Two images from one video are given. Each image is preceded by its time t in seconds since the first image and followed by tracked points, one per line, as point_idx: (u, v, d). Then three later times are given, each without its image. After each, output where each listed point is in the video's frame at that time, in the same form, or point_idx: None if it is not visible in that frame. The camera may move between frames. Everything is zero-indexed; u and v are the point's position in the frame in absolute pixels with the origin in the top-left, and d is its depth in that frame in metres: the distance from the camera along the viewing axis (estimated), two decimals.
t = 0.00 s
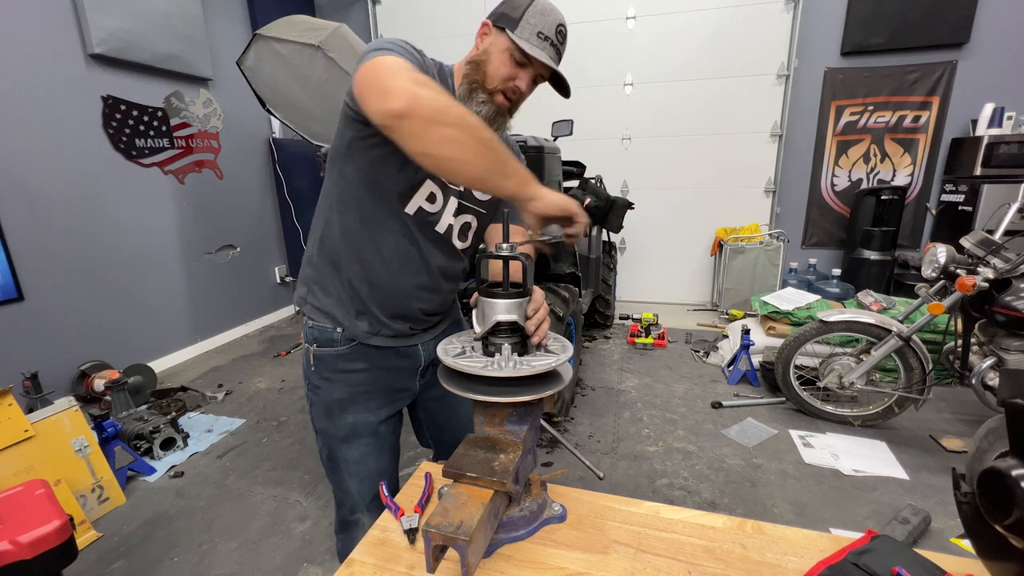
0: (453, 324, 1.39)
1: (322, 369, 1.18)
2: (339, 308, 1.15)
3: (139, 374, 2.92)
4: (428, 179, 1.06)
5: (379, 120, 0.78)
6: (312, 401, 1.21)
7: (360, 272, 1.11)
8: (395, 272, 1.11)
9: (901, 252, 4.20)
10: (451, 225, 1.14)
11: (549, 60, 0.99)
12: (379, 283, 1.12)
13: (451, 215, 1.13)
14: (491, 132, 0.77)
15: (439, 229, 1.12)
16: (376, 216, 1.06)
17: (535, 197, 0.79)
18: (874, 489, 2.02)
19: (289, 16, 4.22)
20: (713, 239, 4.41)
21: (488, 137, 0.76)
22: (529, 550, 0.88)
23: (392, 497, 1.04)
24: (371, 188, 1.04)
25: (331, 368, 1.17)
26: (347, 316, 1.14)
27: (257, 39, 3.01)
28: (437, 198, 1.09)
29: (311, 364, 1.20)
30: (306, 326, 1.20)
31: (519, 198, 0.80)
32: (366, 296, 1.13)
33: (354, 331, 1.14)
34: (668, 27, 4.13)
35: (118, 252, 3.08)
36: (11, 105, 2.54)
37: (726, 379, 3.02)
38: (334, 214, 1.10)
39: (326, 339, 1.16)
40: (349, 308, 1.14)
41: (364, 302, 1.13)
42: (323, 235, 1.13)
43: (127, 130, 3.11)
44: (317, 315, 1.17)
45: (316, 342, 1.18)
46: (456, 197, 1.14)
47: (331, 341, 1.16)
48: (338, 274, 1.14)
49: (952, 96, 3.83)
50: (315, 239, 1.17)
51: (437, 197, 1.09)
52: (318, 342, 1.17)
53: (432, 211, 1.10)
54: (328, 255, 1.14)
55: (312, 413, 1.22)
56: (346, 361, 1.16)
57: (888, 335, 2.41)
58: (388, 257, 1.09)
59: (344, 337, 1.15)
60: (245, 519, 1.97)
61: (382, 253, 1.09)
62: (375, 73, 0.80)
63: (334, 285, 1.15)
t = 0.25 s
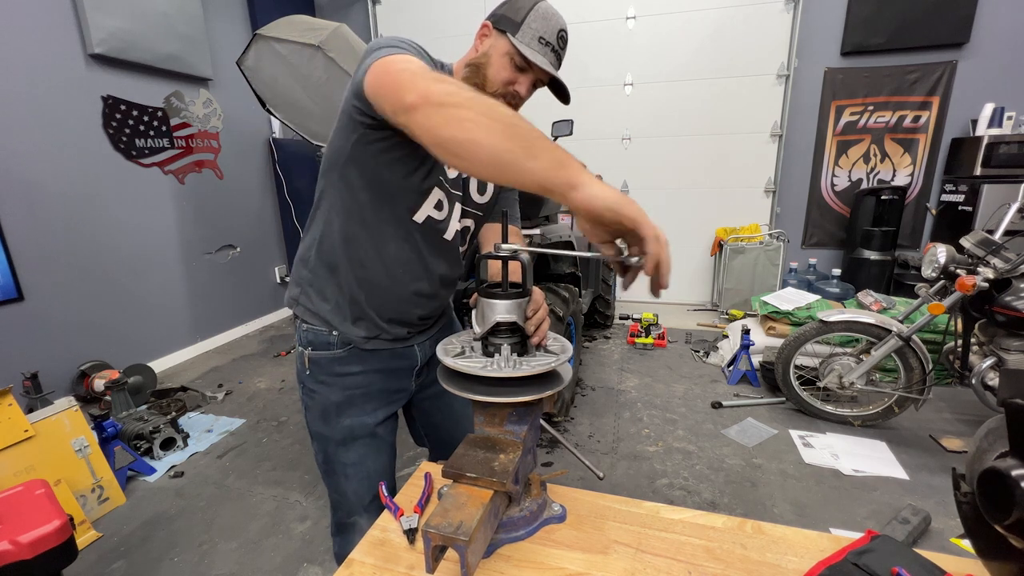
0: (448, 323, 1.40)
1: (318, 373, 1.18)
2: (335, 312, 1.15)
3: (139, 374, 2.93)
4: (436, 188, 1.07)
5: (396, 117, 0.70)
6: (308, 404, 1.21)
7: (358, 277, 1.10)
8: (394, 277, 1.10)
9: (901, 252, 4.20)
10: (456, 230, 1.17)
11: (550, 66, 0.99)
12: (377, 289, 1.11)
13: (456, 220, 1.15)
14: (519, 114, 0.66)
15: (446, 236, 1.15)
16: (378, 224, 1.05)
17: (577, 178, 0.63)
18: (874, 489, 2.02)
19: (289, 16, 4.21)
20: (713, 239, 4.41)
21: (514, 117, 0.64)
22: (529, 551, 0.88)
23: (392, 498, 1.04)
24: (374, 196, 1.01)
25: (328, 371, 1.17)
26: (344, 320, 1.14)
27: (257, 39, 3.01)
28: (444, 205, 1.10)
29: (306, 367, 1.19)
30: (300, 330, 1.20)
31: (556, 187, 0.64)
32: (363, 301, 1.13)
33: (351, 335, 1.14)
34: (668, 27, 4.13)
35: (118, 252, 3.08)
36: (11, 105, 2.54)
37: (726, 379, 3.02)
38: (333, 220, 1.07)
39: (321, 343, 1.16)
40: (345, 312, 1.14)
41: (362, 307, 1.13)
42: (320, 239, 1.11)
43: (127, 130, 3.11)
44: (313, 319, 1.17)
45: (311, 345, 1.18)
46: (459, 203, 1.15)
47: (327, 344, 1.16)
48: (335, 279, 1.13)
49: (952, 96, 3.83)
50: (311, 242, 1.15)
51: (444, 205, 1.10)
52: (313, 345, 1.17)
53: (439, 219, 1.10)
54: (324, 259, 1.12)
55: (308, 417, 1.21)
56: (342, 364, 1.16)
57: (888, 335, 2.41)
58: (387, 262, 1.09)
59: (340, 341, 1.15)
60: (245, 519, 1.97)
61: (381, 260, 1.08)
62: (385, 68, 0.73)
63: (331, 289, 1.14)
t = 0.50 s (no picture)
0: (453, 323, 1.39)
1: (323, 370, 1.19)
2: (339, 311, 1.15)
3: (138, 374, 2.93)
4: (423, 184, 1.10)
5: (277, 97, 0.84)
6: (312, 402, 1.22)
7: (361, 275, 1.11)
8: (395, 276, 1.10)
9: (901, 252, 4.20)
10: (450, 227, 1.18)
11: (550, 63, 1.01)
12: (380, 287, 1.11)
13: (449, 216, 1.17)
14: (333, 129, 0.75)
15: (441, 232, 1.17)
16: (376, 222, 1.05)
17: (365, 197, 0.72)
18: (874, 489, 2.02)
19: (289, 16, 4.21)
20: (713, 239, 4.41)
21: (323, 135, 0.74)
22: (529, 551, 0.88)
23: (392, 498, 1.04)
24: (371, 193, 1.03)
25: (332, 369, 1.18)
26: (347, 319, 1.14)
27: (257, 39, 3.02)
28: (434, 201, 1.12)
29: (311, 364, 1.20)
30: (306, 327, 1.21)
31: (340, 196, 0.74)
32: (366, 300, 1.13)
33: (354, 334, 1.14)
34: (668, 27, 4.13)
35: (119, 252, 3.08)
36: (11, 105, 2.54)
37: (726, 379, 3.02)
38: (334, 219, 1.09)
39: (326, 340, 1.17)
40: (349, 311, 1.14)
41: (365, 306, 1.13)
42: (324, 239, 1.13)
43: (127, 130, 3.11)
44: (318, 317, 1.17)
45: (316, 343, 1.19)
46: (454, 200, 1.17)
47: (331, 342, 1.17)
48: (339, 277, 1.14)
49: (952, 96, 3.83)
50: (316, 241, 1.17)
51: (434, 201, 1.12)
52: (318, 342, 1.18)
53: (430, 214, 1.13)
54: (329, 257, 1.14)
55: (312, 413, 1.23)
56: (346, 363, 1.17)
57: (888, 335, 2.41)
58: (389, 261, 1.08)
59: (344, 339, 1.16)
60: (245, 519, 1.97)
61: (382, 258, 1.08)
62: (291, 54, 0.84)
63: (335, 288, 1.15)
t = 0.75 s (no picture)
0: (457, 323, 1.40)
1: (329, 366, 1.19)
2: (347, 306, 1.16)
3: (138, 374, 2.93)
4: (416, 181, 1.10)
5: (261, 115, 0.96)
6: (319, 398, 1.22)
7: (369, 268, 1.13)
8: (402, 267, 1.13)
9: (901, 252, 4.20)
10: (447, 227, 1.17)
11: (554, 71, 1.06)
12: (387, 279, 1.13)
13: (445, 216, 1.16)
14: (292, 143, 0.86)
15: (437, 230, 1.16)
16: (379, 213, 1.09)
17: (323, 202, 0.83)
18: (875, 489, 2.02)
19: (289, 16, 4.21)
20: (713, 239, 4.40)
21: (283, 150, 0.85)
22: (529, 550, 0.88)
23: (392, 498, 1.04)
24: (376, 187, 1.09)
25: (338, 365, 1.18)
26: (355, 313, 1.16)
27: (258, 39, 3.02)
28: (429, 199, 1.13)
29: (318, 361, 1.21)
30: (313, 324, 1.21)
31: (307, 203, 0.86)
32: (374, 293, 1.14)
33: (362, 328, 1.15)
34: (668, 27, 4.13)
35: (119, 252, 3.08)
36: (11, 105, 2.54)
37: (726, 379, 3.02)
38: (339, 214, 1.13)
39: (334, 337, 1.17)
40: (357, 305, 1.16)
41: (372, 299, 1.15)
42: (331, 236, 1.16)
43: (127, 130, 3.11)
44: (325, 314, 1.18)
45: (324, 340, 1.19)
46: (453, 199, 1.17)
47: (339, 338, 1.17)
48: (346, 273, 1.16)
49: (952, 96, 3.83)
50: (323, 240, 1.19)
51: (429, 198, 1.13)
52: (326, 339, 1.18)
53: (426, 212, 1.14)
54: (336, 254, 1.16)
55: (318, 410, 1.23)
56: (352, 359, 1.17)
57: (888, 335, 2.41)
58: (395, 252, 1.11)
59: (351, 335, 1.16)
60: (245, 519, 1.97)
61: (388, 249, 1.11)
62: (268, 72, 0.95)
63: (342, 284, 1.16)
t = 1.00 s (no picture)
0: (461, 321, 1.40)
1: (337, 364, 1.19)
2: (354, 303, 1.17)
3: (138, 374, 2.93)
4: (427, 181, 1.11)
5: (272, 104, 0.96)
6: (325, 396, 1.22)
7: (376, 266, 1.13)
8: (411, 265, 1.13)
9: (901, 252, 4.20)
10: (453, 227, 1.18)
11: (565, 88, 1.08)
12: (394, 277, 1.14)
13: (452, 217, 1.17)
14: (309, 137, 0.87)
15: (444, 228, 1.17)
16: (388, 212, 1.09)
17: (340, 199, 0.84)
18: (875, 489, 2.02)
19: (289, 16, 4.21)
20: (713, 239, 4.41)
21: (300, 143, 0.86)
22: (529, 550, 0.88)
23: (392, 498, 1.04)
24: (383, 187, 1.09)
25: (346, 363, 1.18)
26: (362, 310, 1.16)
27: (258, 39, 3.02)
28: (437, 199, 1.13)
29: (325, 359, 1.21)
30: (319, 323, 1.21)
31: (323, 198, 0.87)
32: (381, 291, 1.15)
33: (369, 325, 1.15)
34: (668, 27, 4.13)
35: (119, 252, 3.08)
36: (11, 105, 2.54)
37: (726, 379, 3.02)
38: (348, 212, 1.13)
39: (341, 335, 1.17)
40: (364, 303, 1.16)
41: (380, 297, 1.15)
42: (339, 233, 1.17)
43: (127, 130, 3.11)
44: (331, 311, 1.18)
45: (331, 338, 1.19)
46: (460, 202, 1.17)
47: (346, 336, 1.17)
48: (354, 270, 1.16)
49: (952, 96, 3.83)
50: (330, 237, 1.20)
51: (437, 199, 1.13)
52: (333, 337, 1.18)
53: (434, 211, 1.14)
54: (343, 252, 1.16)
55: (324, 408, 1.23)
56: (361, 356, 1.17)
57: (888, 335, 2.41)
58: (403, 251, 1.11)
59: (359, 333, 1.17)
60: (245, 519, 1.97)
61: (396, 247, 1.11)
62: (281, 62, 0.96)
63: (350, 281, 1.17)
